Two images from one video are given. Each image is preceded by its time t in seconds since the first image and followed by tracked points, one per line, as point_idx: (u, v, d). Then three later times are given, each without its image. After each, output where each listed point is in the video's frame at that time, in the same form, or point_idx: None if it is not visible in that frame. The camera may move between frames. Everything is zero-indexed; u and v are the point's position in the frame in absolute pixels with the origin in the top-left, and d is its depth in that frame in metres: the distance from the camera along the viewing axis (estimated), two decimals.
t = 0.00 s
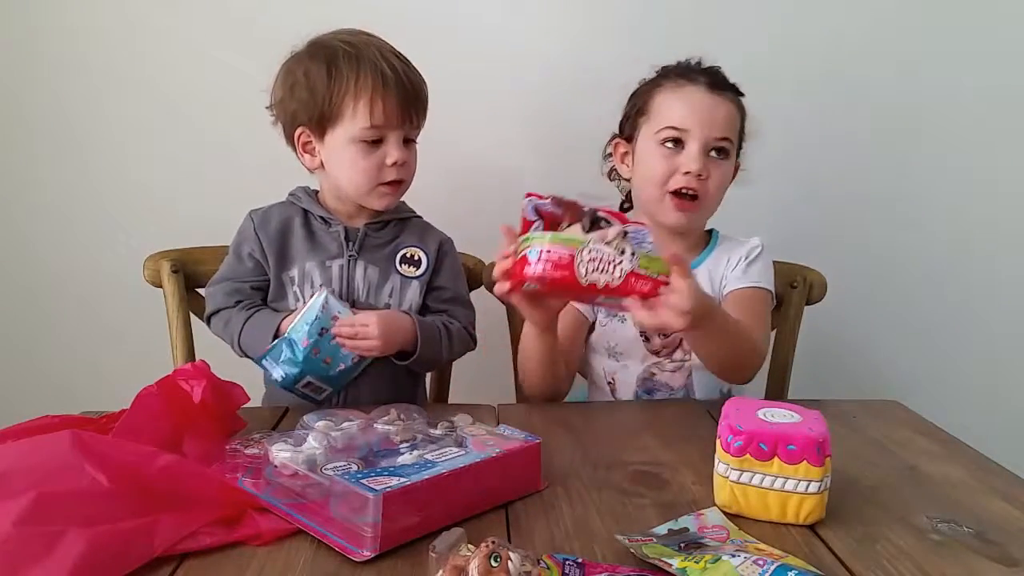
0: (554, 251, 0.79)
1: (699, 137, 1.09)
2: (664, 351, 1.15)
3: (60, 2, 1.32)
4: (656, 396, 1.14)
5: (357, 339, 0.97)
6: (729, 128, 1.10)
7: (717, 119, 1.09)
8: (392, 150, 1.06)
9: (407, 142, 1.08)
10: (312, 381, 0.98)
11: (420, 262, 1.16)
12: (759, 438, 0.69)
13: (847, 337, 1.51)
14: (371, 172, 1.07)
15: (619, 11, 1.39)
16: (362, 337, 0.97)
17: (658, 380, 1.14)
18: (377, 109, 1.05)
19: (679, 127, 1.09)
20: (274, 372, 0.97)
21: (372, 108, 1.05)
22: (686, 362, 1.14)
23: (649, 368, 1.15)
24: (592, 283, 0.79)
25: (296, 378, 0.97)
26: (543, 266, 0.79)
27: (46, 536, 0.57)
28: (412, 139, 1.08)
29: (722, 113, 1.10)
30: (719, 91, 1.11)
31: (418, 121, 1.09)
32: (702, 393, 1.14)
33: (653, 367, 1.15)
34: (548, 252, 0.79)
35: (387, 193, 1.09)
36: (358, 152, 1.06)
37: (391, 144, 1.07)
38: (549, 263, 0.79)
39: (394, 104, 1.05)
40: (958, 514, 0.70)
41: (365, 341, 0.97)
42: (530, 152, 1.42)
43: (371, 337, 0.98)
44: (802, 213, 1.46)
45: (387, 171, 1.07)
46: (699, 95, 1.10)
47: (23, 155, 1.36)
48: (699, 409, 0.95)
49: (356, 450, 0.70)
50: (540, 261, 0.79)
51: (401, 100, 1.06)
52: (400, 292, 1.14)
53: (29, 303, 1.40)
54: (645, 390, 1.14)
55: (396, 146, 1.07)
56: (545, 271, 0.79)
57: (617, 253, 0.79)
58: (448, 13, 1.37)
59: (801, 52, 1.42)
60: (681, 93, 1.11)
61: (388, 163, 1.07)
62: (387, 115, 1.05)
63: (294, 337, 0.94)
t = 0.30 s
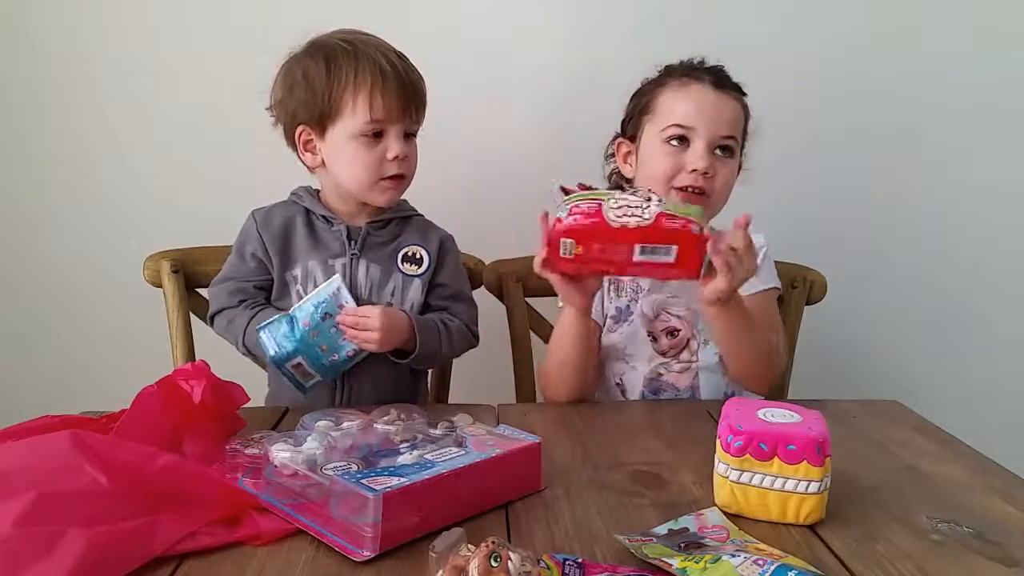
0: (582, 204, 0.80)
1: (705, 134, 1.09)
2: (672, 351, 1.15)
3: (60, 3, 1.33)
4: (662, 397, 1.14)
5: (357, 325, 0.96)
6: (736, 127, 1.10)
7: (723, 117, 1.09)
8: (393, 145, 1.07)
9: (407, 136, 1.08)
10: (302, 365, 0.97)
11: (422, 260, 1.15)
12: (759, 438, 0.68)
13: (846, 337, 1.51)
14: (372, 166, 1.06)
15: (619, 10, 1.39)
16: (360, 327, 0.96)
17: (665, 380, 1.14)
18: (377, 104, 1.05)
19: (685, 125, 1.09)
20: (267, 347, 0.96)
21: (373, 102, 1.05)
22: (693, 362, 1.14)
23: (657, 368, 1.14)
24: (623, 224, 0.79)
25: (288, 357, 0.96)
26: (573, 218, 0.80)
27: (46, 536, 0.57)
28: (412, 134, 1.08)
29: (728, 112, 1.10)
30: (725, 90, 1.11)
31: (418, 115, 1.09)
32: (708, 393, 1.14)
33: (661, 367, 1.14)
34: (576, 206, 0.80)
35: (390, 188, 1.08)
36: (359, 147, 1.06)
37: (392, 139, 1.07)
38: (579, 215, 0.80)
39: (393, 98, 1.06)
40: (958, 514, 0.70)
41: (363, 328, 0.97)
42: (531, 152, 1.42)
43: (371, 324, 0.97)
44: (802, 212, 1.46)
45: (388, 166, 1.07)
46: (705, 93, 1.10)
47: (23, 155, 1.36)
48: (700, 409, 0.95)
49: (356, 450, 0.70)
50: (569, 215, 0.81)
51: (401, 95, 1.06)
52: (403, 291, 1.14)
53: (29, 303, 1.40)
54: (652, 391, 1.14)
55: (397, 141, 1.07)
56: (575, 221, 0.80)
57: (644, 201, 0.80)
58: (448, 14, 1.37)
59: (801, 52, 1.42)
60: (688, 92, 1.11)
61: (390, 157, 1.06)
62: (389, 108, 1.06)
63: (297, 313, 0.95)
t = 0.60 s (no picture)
0: (640, 202, 0.81)
1: (706, 136, 1.09)
2: (677, 353, 1.15)
3: (60, 3, 1.33)
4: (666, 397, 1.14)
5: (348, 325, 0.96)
6: (737, 126, 1.10)
7: (723, 117, 1.09)
8: (378, 154, 1.06)
9: (396, 146, 1.07)
10: (288, 358, 0.96)
11: (419, 261, 1.15)
12: (759, 438, 0.68)
13: (847, 337, 1.51)
14: (357, 173, 1.06)
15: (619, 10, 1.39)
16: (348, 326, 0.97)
17: (670, 381, 1.14)
18: (363, 113, 1.04)
19: (685, 127, 1.09)
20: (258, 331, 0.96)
21: (358, 110, 1.04)
22: (697, 364, 1.14)
23: (661, 369, 1.14)
24: (682, 227, 0.79)
25: (276, 345, 0.95)
26: (630, 211, 0.80)
27: (46, 536, 0.57)
28: (400, 143, 1.07)
29: (730, 112, 1.09)
30: (725, 89, 1.11)
31: (408, 125, 1.07)
32: (710, 394, 1.13)
33: (665, 368, 1.14)
34: (633, 203, 0.81)
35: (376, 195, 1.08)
36: (345, 154, 1.06)
37: (379, 148, 1.06)
38: (637, 210, 0.80)
39: (380, 108, 1.05)
40: (958, 514, 0.70)
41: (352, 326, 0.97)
42: (531, 152, 1.42)
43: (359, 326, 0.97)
44: (803, 212, 1.46)
45: (371, 174, 1.07)
46: (704, 93, 1.10)
47: (23, 155, 1.36)
48: (699, 410, 0.95)
49: (355, 450, 0.70)
50: (626, 209, 0.80)
51: (386, 104, 1.05)
52: (402, 292, 1.14)
53: (29, 303, 1.40)
54: (655, 391, 1.13)
55: (383, 150, 1.06)
56: (633, 216, 0.80)
57: (698, 207, 0.82)
58: (448, 14, 1.37)
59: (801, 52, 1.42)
60: (688, 93, 1.11)
61: (374, 167, 1.06)
62: (376, 118, 1.05)
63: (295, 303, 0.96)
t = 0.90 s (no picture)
0: (689, 228, 0.80)
1: (711, 138, 1.09)
2: (682, 353, 1.15)
3: (60, 3, 1.33)
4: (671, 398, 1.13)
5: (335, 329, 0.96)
6: (742, 126, 1.10)
7: (727, 118, 1.09)
8: (352, 160, 1.03)
9: (371, 151, 1.04)
10: (274, 367, 0.95)
11: (415, 262, 1.15)
12: (759, 438, 0.69)
13: (846, 337, 1.50)
14: (332, 178, 1.05)
15: (618, 10, 1.39)
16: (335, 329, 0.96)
17: (675, 382, 1.14)
18: (332, 118, 1.02)
19: (691, 129, 1.09)
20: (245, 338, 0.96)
21: (327, 116, 1.02)
22: (702, 365, 1.14)
23: (666, 368, 1.14)
24: (728, 258, 0.80)
25: (262, 354, 0.95)
26: (681, 241, 0.80)
27: (46, 536, 0.57)
28: (374, 149, 1.04)
29: (735, 113, 1.10)
30: (730, 89, 1.11)
31: (382, 129, 1.03)
32: (715, 394, 1.14)
33: (671, 368, 1.14)
34: (682, 229, 0.80)
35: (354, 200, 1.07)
36: (321, 159, 1.05)
37: (352, 154, 1.03)
38: (687, 239, 0.80)
39: (349, 113, 1.02)
40: (959, 514, 0.70)
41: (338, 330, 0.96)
42: (531, 152, 1.42)
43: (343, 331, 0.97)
44: (802, 212, 1.46)
45: (346, 179, 1.05)
46: (707, 94, 1.10)
47: (24, 154, 1.36)
48: (699, 410, 0.95)
49: (355, 450, 0.70)
50: (677, 237, 0.80)
51: (354, 109, 1.02)
52: (396, 293, 1.13)
53: (29, 303, 1.40)
54: (660, 391, 1.13)
55: (357, 156, 1.03)
56: (683, 247, 0.79)
57: (744, 229, 0.82)
58: (449, 13, 1.37)
59: (801, 52, 1.42)
60: (693, 94, 1.11)
61: (347, 172, 1.04)
62: (347, 124, 1.02)
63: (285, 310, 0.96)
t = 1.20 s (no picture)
0: (697, 257, 0.82)
1: (715, 146, 1.08)
2: (683, 352, 1.15)
3: (60, 3, 1.33)
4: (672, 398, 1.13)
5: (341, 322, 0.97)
6: (747, 134, 1.09)
7: (731, 124, 1.08)
8: (352, 162, 1.03)
9: (371, 154, 1.04)
10: (277, 365, 0.95)
11: (414, 263, 1.15)
12: (759, 438, 0.69)
13: (847, 338, 1.50)
14: (331, 181, 1.05)
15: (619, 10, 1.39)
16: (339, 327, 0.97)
17: (676, 381, 1.14)
18: (332, 121, 1.01)
19: (695, 136, 1.09)
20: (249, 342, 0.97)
21: (327, 118, 1.02)
22: (703, 365, 1.14)
23: (668, 368, 1.14)
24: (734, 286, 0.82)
25: (264, 352, 0.95)
26: (688, 272, 0.81)
27: (46, 536, 0.57)
28: (374, 151, 1.03)
29: (740, 120, 1.09)
30: (735, 94, 1.10)
31: (382, 131, 1.03)
32: (716, 394, 1.13)
33: (672, 368, 1.14)
34: (690, 260, 0.82)
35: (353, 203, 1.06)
36: (320, 161, 1.04)
37: (352, 156, 1.03)
38: (695, 270, 0.81)
39: (349, 115, 1.01)
40: (959, 514, 0.70)
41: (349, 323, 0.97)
42: (531, 152, 1.42)
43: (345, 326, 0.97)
44: (802, 212, 1.46)
45: (345, 182, 1.04)
46: (712, 100, 1.10)
47: (24, 155, 1.36)
48: (699, 410, 0.95)
49: (355, 450, 0.70)
50: (685, 269, 0.82)
51: (354, 112, 1.01)
52: (394, 294, 1.14)
53: (29, 303, 1.40)
54: (661, 391, 1.13)
55: (357, 158, 1.03)
56: (691, 278, 0.81)
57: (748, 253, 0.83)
58: (449, 13, 1.37)
59: (801, 52, 1.42)
60: (697, 101, 1.10)
61: (347, 175, 1.03)
62: (347, 125, 1.01)
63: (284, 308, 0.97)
